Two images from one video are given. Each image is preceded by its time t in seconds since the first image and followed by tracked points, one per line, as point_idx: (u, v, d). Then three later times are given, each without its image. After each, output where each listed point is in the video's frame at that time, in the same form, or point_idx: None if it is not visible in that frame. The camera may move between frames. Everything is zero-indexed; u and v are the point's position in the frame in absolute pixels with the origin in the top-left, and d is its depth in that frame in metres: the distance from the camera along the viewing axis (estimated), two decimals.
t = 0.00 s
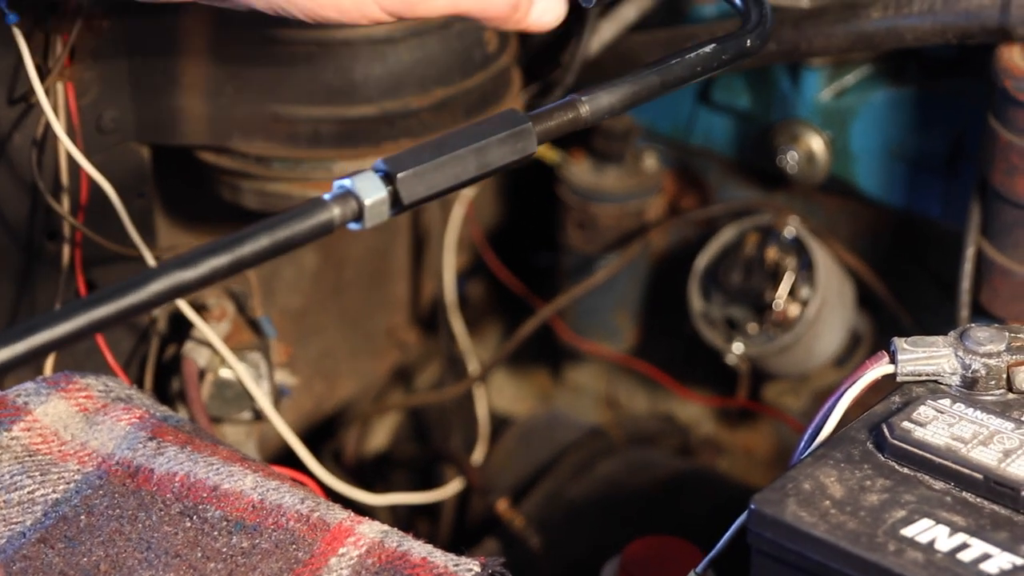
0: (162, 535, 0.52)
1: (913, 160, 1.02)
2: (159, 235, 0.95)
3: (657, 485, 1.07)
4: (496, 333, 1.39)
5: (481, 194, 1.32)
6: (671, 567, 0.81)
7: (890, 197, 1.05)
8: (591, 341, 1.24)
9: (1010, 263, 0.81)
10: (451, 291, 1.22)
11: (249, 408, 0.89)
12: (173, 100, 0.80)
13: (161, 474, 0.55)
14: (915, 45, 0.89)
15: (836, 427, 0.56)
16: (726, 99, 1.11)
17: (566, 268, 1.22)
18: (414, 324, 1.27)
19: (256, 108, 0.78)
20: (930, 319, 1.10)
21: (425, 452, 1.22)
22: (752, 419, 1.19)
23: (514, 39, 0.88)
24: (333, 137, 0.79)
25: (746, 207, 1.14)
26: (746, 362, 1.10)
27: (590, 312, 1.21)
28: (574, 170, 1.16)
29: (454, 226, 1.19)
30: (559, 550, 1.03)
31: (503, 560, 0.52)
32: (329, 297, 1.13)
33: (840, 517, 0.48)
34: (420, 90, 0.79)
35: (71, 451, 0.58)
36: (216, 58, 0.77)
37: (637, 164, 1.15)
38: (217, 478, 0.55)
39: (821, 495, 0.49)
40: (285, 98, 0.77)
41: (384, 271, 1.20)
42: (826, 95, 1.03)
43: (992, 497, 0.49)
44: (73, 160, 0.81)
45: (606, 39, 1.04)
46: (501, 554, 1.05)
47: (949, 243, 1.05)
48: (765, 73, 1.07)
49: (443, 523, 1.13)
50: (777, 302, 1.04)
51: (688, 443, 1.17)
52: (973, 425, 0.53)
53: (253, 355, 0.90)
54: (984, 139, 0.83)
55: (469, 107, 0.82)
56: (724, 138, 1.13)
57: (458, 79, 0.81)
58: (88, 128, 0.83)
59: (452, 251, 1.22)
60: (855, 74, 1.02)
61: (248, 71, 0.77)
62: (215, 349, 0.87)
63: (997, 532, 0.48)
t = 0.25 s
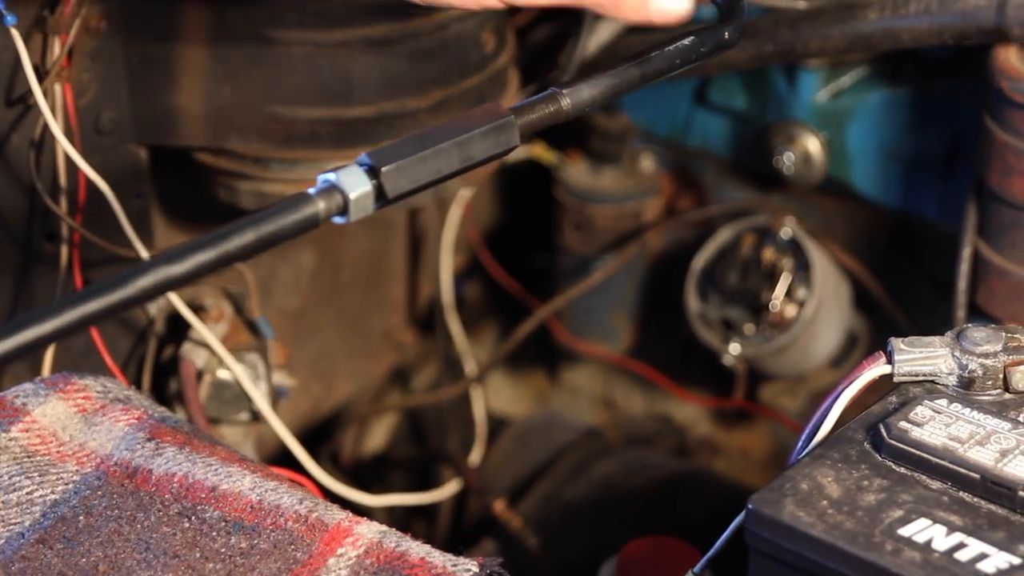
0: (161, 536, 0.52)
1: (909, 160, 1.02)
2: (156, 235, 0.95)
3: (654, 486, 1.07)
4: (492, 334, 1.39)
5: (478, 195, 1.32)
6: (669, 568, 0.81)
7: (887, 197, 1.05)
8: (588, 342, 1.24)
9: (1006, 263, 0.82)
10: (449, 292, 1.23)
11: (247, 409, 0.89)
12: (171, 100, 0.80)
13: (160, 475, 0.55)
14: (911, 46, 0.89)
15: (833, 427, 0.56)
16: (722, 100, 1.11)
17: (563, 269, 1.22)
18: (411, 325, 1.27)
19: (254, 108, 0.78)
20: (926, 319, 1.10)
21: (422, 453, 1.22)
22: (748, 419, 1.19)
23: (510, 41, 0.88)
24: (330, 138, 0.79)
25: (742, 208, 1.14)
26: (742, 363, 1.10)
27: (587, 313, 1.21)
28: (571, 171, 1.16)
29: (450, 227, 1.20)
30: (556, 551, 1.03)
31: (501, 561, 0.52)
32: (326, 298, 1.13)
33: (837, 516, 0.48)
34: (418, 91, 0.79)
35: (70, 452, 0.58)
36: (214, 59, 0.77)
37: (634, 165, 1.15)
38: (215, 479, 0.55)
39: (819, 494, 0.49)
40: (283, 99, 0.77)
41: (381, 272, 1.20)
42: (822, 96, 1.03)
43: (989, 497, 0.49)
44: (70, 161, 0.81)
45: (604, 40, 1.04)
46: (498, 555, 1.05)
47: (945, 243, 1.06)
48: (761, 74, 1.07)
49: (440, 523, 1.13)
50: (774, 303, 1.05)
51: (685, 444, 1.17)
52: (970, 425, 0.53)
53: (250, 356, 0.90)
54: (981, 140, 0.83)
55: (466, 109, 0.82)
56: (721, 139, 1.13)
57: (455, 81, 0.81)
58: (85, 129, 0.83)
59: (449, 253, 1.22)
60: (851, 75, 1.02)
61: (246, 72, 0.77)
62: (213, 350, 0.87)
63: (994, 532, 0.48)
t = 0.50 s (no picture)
0: (161, 537, 0.53)
1: (907, 164, 1.02)
2: (155, 238, 0.95)
3: (653, 488, 1.07)
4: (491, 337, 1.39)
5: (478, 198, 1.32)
6: (667, 570, 0.81)
7: (885, 201, 1.05)
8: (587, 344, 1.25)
9: (1004, 266, 0.82)
10: (445, 296, 1.23)
11: (245, 412, 0.89)
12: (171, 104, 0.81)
13: (160, 476, 0.56)
14: (909, 50, 0.89)
15: (832, 430, 0.56)
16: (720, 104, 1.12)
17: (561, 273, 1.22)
18: (409, 328, 1.27)
19: (254, 112, 0.78)
20: (924, 322, 1.10)
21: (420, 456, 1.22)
22: (747, 422, 1.19)
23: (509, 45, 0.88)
24: (330, 141, 0.79)
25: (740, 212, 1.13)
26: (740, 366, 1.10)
27: (586, 315, 1.22)
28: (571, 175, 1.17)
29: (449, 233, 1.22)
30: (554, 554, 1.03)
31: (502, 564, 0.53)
32: (325, 301, 1.13)
33: (836, 518, 0.48)
34: (417, 94, 0.79)
35: (70, 454, 0.58)
36: (214, 62, 0.77)
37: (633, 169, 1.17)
38: (215, 479, 0.55)
39: (817, 496, 0.49)
40: (283, 103, 0.77)
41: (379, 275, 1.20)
42: (820, 100, 1.04)
43: (988, 498, 0.50)
44: (70, 164, 0.81)
45: (602, 44, 1.04)
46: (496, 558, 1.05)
47: (943, 247, 1.06)
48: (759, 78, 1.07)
49: (438, 527, 1.13)
50: (773, 305, 1.05)
51: (683, 447, 1.16)
52: (968, 427, 0.53)
53: (250, 359, 0.90)
54: (978, 143, 0.83)
55: (465, 112, 0.83)
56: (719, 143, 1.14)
57: (454, 84, 0.81)
58: (85, 132, 0.83)
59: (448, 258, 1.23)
60: (849, 79, 1.03)
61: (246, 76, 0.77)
62: (213, 352, 0.87)
63: (993, 534, 0.48)
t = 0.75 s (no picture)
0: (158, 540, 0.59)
1: (903, 168, 1.03)
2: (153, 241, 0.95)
3: (649, 490, 1.08)
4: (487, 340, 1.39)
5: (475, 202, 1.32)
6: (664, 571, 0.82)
7: (880, 205, 1.06)
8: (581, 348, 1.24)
9: (998, 269, 0.82)
10: (444, 297, 1.23)
11: (243, 414, 0.89)
12: (170, 108, 0.81)
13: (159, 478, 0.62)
14: (904, 54, 0.90)
15: (828, 431, 0.56)
16: (716, 108, 1.12)
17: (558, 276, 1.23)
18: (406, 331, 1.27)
19: (252, 115, 0.79)
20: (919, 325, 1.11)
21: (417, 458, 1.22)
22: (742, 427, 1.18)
23: (506, 49, 0.88)
24: (327, 145, 0.79)
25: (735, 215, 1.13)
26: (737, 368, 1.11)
27: (581, 319, 1.21)
28: (567, 178, 1.17)
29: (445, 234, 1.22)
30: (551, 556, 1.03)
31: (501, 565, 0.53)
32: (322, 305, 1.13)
33: (832, 519, 0.48)
34: (414, 98, 0.80)
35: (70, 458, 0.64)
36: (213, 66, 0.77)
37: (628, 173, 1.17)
38: (213, 482, 0.61)
39: (813, 497, 0.50)
40: (281, 106, 0.78)
41: (376, 278, 1.20)
42: (816, 105, 1.04)
43: (983, 499, 0.50)
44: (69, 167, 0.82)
45: (599, 48, 1.04)
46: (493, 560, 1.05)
47: (937, 251, 1.07)
48: (755, 82, 1.08)
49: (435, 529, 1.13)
50: (768, 308, 1.06)
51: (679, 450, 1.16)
52: (963, 428, 0.53)
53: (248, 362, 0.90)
54: (972, 147, 0.84)
55: (462, 116, 0.83)
56: (715, 147, 1.14)
57: (451, 88, 0.81)
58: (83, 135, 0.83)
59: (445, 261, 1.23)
60: (845, 83, 1.03)
61: (244, 80, 0.77)
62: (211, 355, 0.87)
63: (988, 534, 0.48)
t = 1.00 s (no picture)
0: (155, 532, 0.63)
1: (898, 171, 1.03)
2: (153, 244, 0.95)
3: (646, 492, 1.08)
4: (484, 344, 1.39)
5: (473, 205, 1.33)
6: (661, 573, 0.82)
7: (875, 208, 1.06)
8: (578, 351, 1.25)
9: (993, 271, 0.83)
10: (440, 298, 1.24)
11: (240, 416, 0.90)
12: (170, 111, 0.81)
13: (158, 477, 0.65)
14: (900, 58, 0.91)
15: (823, 432, 0.57)
16: (712, 112, 1.12)
17: (555, 279, 1.23)
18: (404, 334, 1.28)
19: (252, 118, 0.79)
20: (915, 327, 1.12)
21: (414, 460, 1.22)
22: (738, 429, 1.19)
23: (503, 52, 0.89)
24: (326, 148, 0.80)
25: (732, 218, 1.15)
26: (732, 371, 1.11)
27: (577, 321, 1.22)
28: (564, 181, 1.18)
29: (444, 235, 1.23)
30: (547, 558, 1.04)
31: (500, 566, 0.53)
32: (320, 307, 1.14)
33: (829, 519, 0.49)
34: (413, 101, 0.80)
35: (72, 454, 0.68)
36: (213, 69, 0.78)
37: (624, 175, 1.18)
38: (212, 482, 0.62)
39: (809, 498, 0.50)
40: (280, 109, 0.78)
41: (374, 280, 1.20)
42: (812, 107, 1.05)
43: (979, 499, 0.50)
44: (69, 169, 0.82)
45: (596, 51, 1.05)
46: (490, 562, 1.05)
47: (933, 254, 1.07)
48: (751, 85, 1.08)
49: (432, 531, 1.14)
50: (765, 310, 1.06)
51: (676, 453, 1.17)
52: (959, 430, 0.54)
53: (246, 364, 0.90)
54: (968, 149, 0.84)
55: (460, 119, 0.83)
56: (711, 150, 1.15)
57: (449, 91, 0.81)
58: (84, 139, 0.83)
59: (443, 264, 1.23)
60: (841, 86, 1.04)
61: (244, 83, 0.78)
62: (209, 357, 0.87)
63: (984, 535, 0.49)
